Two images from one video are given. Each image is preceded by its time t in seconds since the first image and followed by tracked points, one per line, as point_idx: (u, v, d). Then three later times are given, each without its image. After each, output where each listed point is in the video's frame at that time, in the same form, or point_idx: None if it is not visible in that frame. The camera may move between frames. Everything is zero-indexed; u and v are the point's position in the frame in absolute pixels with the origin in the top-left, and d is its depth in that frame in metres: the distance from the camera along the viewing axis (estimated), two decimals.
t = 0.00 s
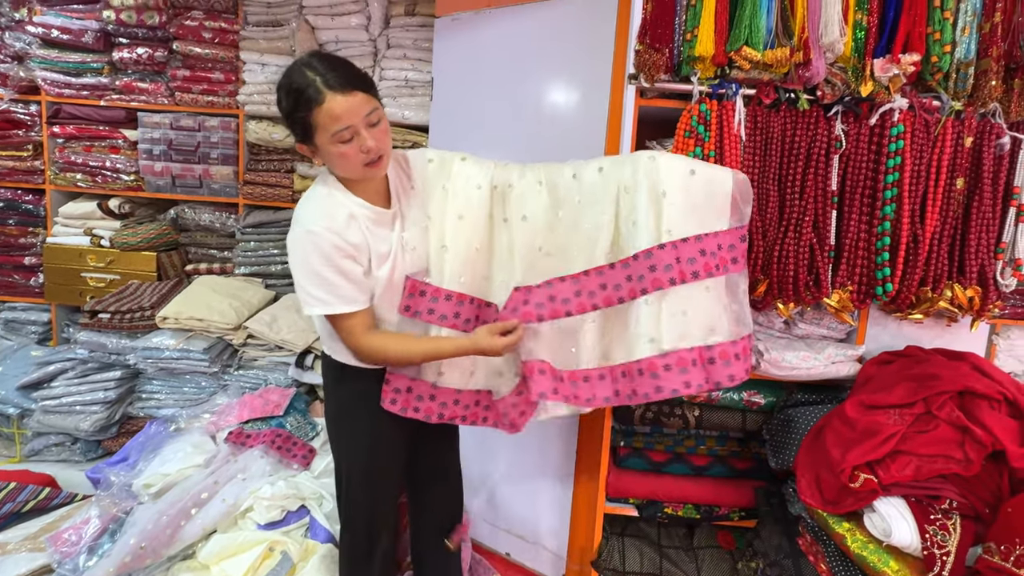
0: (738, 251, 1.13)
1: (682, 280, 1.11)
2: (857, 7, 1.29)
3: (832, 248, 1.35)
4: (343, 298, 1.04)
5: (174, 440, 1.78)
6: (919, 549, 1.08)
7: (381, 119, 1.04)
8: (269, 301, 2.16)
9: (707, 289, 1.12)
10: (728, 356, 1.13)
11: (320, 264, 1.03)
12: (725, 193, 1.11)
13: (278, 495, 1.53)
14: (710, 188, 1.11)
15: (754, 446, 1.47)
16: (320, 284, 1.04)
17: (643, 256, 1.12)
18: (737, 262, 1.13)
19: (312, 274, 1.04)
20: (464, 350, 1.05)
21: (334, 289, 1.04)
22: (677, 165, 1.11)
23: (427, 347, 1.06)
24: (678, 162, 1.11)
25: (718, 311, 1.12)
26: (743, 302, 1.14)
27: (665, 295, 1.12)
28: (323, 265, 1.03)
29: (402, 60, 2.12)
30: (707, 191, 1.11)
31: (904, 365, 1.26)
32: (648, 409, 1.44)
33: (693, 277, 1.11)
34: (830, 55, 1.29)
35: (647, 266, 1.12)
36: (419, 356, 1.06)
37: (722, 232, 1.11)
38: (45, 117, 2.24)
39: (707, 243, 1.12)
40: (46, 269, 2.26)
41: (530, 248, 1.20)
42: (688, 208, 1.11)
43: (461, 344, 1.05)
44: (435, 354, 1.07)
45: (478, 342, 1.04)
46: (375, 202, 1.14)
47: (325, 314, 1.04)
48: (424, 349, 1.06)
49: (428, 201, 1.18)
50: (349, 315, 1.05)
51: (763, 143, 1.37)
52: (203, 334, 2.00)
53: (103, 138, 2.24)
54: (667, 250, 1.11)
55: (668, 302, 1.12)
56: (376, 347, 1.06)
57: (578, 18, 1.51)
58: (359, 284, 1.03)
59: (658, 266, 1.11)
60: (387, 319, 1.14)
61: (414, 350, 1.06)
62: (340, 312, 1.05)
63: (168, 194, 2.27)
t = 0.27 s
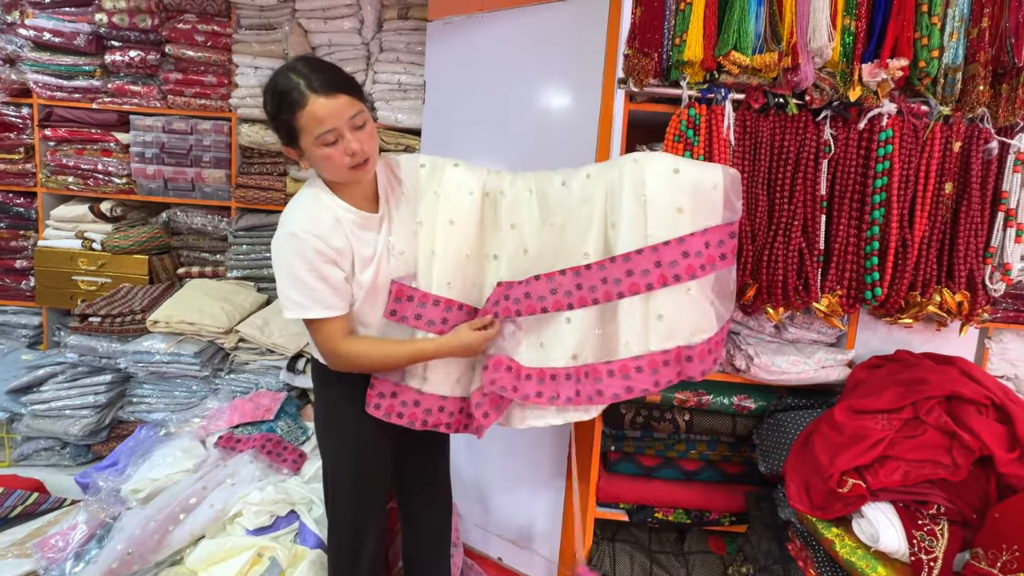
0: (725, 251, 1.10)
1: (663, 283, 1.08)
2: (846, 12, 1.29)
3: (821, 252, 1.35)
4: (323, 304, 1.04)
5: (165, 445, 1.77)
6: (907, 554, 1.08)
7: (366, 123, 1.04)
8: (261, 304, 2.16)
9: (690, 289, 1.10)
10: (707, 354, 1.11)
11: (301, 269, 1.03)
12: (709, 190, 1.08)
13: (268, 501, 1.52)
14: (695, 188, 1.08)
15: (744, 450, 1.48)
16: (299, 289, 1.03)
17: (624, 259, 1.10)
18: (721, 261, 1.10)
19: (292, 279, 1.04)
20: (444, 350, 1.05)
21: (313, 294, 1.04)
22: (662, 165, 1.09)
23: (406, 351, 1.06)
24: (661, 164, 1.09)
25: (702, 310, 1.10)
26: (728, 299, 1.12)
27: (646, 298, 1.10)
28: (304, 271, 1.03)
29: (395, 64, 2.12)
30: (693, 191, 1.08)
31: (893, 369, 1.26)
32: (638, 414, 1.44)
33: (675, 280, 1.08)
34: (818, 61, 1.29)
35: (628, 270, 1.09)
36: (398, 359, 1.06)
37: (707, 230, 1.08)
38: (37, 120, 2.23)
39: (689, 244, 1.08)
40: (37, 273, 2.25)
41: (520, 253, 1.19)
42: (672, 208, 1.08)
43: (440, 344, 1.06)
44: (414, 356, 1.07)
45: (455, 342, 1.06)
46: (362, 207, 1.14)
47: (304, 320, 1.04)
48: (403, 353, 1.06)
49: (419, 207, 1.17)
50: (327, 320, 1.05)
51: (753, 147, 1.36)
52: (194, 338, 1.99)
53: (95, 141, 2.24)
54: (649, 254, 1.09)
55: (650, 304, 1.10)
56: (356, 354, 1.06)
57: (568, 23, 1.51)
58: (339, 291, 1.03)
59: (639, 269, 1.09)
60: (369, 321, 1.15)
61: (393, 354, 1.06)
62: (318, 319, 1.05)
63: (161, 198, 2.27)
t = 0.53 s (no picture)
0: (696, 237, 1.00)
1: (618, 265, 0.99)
2: (835, 12, 1.29)
3: (811, 252, 1.36)
4: (331, 297, 1.02)
5: (155, 446, 1.77)
6: (894, 553, 1.08)
7: (348, 120, 1.04)
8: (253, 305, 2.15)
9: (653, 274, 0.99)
10: (668, 346, 0.98)
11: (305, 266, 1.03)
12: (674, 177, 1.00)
13: (257, 501, 1.52)
14: (660, 171, 1.01)
15: (734, 450, 1.48)
16: (305, 287, 1.03)
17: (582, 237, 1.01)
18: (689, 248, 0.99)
19: (295, 280, 1.04)
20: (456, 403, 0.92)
21: (320, 289, 1.02)
22: (630, 148, 1.01)
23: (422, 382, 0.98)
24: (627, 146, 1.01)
25: (666, 299, 0.98)
26: (703, 291, 0.99)
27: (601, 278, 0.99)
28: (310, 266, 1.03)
29: (387, 64, 2.12)
30: (660, 175, 1.00)
31: (882, 369, 1.26)
32: (628, 414, 1.46)
33: (634, 262, 0.98)
34: (807, 60, 1.30)
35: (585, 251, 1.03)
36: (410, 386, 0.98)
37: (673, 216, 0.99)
38: (28, 120, 2.23)
39: (648, 227, 0.99)
40: (28, 273, 2.24)
41: (508, 250, 1.20)
42: (637, 190, 1.01)
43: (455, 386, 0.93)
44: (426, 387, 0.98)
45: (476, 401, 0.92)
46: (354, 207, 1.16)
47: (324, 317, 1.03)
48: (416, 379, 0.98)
49: (405, 203, 1.19)
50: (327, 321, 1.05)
51: (742, 147, 1.38)
52: (185, 338, 1.98)
53: (86, 141, 2.23)
54: (608, 234, 1.00)
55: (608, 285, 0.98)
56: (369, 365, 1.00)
57: (557, 21, 1.51)
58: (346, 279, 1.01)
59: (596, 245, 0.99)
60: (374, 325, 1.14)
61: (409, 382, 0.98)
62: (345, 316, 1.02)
63: (152, 198, 2.26)
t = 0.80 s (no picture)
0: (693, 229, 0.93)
1: (613, 246, 0.90)
2: None
3: (834, 249, 1.23)
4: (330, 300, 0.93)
5: (107, 465, 1.58)
6: None
7: (326, 98, 0.88)
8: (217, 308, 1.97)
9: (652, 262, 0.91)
10: (653, 340, 0.91)
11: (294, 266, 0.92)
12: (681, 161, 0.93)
13: (221, 527, 1.34)
14: (664, 153, 0.92)
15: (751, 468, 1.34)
16: (300, 293, 0.93)
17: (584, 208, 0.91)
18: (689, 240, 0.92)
19: (286, 286, 0.94)
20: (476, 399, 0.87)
21: (316, 294, 0.93)
22: (632, 123, 0.93)
23: (436, 382, 0.91)
24: (632, 123, 0.93)
25: (656, 288, 0.90)
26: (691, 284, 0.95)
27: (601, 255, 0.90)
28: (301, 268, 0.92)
29: (364, 41, 1.95)
30: (670, 160, 0.93)
31: (913, 377, 1.14)
32: (633, 428, 1.32)
33: (625, 245, 0.90)
34: (829, 38, 1.17)
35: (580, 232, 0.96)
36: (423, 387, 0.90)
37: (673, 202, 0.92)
38: None
39: (650, 210, 0.91)
40: None
41: (497, 238, 1.12)
42: (636, 168, 0.92)
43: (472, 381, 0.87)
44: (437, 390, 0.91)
45: (498, 392, 0.89)
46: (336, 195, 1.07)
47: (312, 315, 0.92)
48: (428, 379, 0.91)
49: (384, 189, 1.11)
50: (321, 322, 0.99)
51: (758, 132, 1.25)
52: (141, 346, 1.79)
53: (30, 126, 2.03)
54: (602, 210, 0.90)
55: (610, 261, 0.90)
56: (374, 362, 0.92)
57: None
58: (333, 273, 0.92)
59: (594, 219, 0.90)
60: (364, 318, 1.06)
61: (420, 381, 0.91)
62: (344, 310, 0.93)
63: (104, 189, 2.06)
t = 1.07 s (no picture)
0: (772, 237, 0.70)
1: (623, 270, 0.67)
2: None
3: (972, 241, 0.84)
4: (220, 310, 0.66)
5: None
6: None
7: (233, 22, 0.67)
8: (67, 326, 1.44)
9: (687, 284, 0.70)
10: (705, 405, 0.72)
11: (181, 272, 0.66)
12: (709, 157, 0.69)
13: None
14: (717, 134, 0.69)
15: (852, 562, 0.94)
16: (174, 305, 0.66)
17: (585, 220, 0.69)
18: (748, 256, 0.69)
19: (155, 294, 0.67)
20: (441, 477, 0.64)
21: (202, 305, 0.66)
22: (681, 88, 0.69)
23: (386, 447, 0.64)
24: (670, 93, 0.69)
25: (716, 325, 0.70)
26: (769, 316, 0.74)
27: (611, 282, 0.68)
28: (181, 269, 0.66)
29: None
30: (704, 145, 0.69)
31: None
32: (680, 506, 0.90)
33: (680, 268, 0.69)
34: None
35: (611, 236, 0.68)
36: (364, 457, 0.64)
37: (743, 199, 0.69)
38: None
39: (671, 218, 0.69)
40: None
41: (480, 235, 0.84)
42: (693, 150, 0.69)
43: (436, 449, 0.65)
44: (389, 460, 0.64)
45: (471, 466, 0.64)
46: (239, 166, 0.77)
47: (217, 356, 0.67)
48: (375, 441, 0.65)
49: (322, 164, 0.80)
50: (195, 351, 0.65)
51: (862, 72, 0.87)
52: None
53: None
54: (647, 213, 0.68)
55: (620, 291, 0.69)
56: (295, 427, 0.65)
57: None
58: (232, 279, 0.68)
59: (607, 232, 0.68)
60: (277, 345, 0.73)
61: (362, 446, 0.64)
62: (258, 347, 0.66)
63: None
